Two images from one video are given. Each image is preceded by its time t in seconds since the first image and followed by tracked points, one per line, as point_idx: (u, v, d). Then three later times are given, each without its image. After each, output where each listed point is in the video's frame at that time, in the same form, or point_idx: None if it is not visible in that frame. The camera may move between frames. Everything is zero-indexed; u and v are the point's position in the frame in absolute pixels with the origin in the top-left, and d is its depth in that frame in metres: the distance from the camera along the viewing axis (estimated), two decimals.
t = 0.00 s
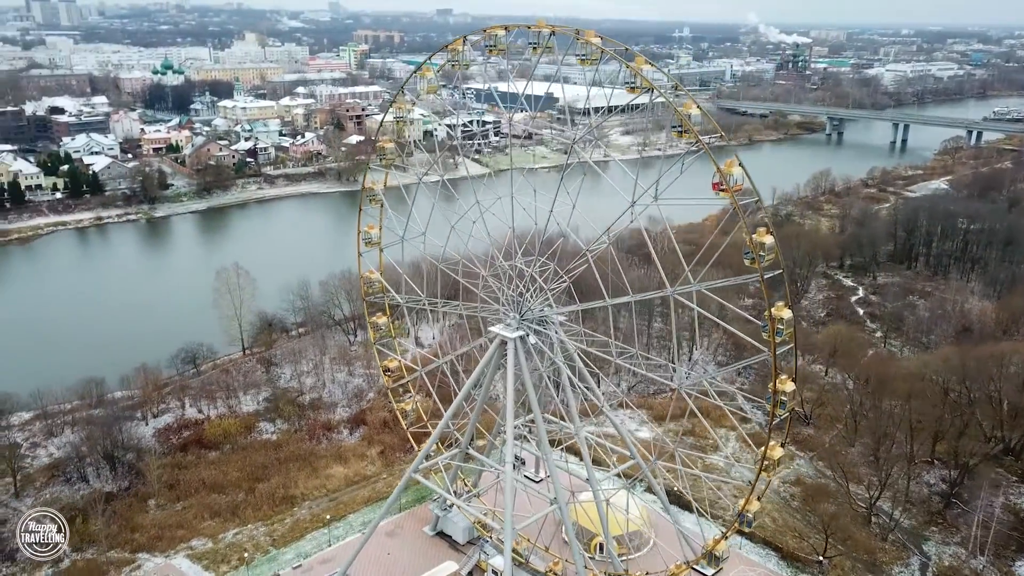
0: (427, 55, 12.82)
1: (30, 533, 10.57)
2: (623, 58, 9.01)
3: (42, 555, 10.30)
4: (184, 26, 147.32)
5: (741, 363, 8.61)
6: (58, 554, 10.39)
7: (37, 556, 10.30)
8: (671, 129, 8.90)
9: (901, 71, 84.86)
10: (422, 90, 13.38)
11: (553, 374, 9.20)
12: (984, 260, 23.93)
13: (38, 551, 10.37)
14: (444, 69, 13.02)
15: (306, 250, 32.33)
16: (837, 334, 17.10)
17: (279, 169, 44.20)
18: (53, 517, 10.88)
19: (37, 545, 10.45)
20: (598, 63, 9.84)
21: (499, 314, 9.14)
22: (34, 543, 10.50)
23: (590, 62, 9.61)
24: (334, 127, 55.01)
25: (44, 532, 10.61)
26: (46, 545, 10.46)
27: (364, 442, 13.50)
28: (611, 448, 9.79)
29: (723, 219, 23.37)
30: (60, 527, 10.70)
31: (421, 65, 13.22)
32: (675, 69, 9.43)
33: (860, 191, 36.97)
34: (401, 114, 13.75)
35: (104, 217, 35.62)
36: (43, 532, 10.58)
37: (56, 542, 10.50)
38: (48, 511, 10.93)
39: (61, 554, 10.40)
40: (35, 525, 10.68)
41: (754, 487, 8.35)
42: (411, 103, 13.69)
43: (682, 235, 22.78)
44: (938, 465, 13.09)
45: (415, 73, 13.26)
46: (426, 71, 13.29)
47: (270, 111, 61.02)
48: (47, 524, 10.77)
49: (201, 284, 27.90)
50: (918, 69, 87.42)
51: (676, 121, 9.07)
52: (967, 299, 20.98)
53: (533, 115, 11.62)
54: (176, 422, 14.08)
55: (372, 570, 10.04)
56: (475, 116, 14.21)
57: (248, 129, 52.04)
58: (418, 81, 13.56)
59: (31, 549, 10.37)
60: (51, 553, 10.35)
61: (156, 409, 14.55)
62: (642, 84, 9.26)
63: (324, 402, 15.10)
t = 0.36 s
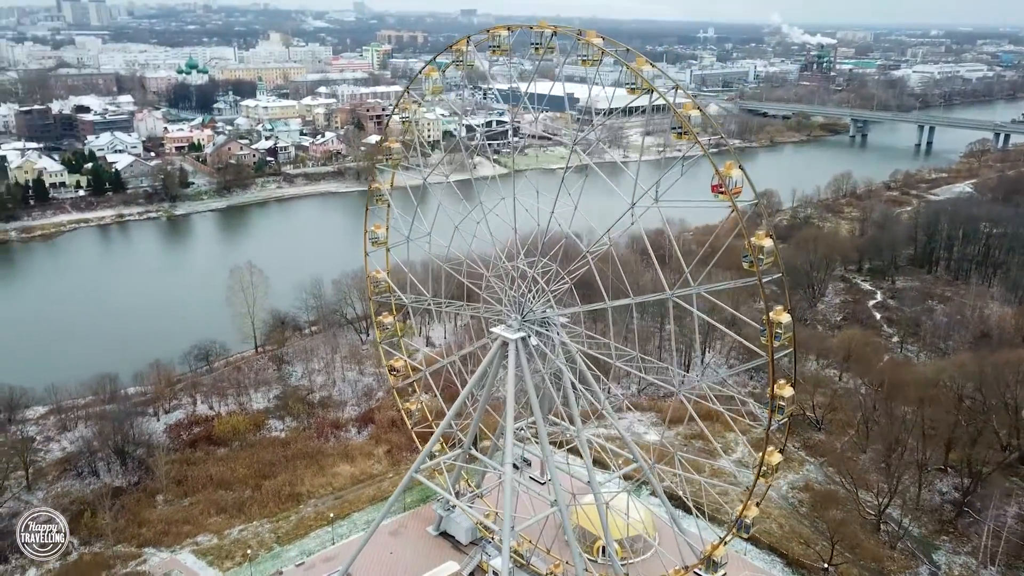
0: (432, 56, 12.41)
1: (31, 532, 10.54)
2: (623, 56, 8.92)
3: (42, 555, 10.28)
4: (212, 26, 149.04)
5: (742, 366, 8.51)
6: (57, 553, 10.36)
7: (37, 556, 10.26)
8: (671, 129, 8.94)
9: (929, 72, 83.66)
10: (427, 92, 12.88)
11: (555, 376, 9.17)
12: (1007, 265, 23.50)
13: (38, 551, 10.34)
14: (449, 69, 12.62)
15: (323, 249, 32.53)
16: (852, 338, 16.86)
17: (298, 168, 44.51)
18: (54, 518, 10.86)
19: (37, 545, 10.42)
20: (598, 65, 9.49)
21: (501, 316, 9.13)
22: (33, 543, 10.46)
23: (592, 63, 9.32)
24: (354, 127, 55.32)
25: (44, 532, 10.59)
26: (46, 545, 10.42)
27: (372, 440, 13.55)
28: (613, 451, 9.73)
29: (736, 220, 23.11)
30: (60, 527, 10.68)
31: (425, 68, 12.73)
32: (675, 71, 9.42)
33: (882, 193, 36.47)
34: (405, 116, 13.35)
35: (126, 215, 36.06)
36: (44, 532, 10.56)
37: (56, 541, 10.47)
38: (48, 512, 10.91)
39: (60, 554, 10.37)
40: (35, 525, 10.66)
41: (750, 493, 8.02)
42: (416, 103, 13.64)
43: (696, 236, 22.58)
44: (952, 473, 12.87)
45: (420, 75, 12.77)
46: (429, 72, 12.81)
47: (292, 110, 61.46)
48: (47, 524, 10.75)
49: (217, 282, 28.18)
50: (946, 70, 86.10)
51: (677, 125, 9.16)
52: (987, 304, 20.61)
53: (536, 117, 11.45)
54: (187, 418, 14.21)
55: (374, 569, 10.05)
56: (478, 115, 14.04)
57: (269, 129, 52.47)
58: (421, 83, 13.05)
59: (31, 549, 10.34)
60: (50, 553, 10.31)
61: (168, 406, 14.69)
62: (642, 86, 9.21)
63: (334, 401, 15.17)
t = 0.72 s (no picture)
0: (436, 57, 12.69)
1: (31, 532, 10.59)
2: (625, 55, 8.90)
3: (44, 552, 10.34)
4: (237, 26, 150.30)
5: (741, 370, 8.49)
6: (56, 553, 10.40)
7: (37, 555, 10.30)
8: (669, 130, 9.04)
9: (957, 73, 82.28)
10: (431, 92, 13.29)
11: (557, 375, 9.15)
12: None
13: (38, 549, 10.40)
14: (452, 69, 12.90)
15: (340, 247, 32.68)
16: (867, 344, 16.62)
17: (317, 168, 44.77)
18: (55, 518, 10.92)
19: (37, 544, 10.46)
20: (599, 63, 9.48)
21: (503, 316, 9.12)
22: (33, 543, 10.51)
23: (593, 62, 9.28)
24: (374, 126, 55.52)
25: (44, 532, 10.64)
26: (46, 544, 10.48)
27: (379, 438, 13.62)
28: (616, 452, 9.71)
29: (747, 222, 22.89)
30: (61, 527, 10.75)
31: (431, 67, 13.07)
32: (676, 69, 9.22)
33: (904, 196, 35.98)
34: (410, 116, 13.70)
35: (146, 212, 36.49)
36: (44, 532, 10.61)
37: (56, 541, 10.54)
38: (48, 512, 10.96)
39: (60, 553, 10.42)
40: (36, 525, 10.71)
41: (746, 497, 8.04)
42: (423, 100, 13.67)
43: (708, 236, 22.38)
44: (964, 480, 12.70)
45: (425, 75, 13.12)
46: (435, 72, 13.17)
47: (312, 110, 61.81)
48: (47, 524, 10.81)
49: (229, 280, 28.31)
50: (975, 72, 84.63)
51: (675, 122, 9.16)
52: (1007, 309, 20.26)
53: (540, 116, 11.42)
54: (198, 414, 14.35)
55: (376, 567, 10.07)
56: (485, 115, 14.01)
57: (290, 127, 52.83)
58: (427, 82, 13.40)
59: (31, 548, 10.39)
60: (49, 552, 10.35)
61: (180, 401, 14.85)
62: (643, 85, 8.97)
63: (343, 398, 15.27)
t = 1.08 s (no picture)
0: (440, 56, 12.58)
1: (30, 533, 10.58)
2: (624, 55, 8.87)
3: (43, 552, 10.35)
4: (262, 26, 151.63)
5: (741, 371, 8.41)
6: (55, 553, 10.40)
7: (36, 556, 10.28)
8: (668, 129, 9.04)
9: (985, 75, 80.98)
10: (436, 92, 13.25)
11: (558, 374, 9.16)
12: None
13: (38, 550, 10.39)
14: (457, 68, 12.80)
15: (356, 245, 32.80)
16: (880, 348, 16.43)
17: (336, 166, 45.05)
18: (54, 518, 10.91)
19: (37, 544, 10.47)
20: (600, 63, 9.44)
21: (505, 314, 9.15)
22: (33, 543, 10.51)
23: (594, 62, 9.26)
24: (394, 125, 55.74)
25: (44, 532, 10.64)
26: (45, 545, 10.48)
27: (386, 436, 13.69)
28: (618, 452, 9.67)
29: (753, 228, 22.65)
30: (60, 527, 10.74)
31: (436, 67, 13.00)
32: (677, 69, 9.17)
33: (926, 199, 35.51)
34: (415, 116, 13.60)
35: (167, 209, 36.93)
36: (43, 532, 10.60)
37: (55, 542, 10.53)
38: (47, 511, 10.94)
39: (59, 553, 10.40)
40: (35, 525, 10.70)
41: (742, 501, 7.93)
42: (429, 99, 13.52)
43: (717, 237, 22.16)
44: (976, 487, 12.51)
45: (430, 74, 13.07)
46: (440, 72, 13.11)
47: (333, 109, 62.17)
48: (47, 523, 10.80)
49: (238, 279, 28.38)
50: (1004, 73, 83.28)
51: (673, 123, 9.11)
52: None
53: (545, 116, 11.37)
54: (209, 409, 14.51)
55: (379, 562, 10.14)
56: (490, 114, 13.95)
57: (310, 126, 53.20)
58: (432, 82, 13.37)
59: (31, 548, 10.39)
60: (49, 553, 10.35)
61: (192, 396, 15.03)
62: (642, 85, 8.91)
63: (353, 395, 15.37)
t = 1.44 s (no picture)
0: (445, 55, 12.11)
1: (31, 532, 10.48)
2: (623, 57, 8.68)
3: (43, 553, 10.23)
4: (286, 24, 152.82)
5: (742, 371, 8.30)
6: (55, 554, 10.28)
7: (37, 556, 10.17)
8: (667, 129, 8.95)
9: (1013, 75, 79.71)
10: (441, 91, 12.66)
11: (560, 374, 9.16)
12: None
13: (39, 550, 10.28)
14: (463, 66, 12.28)
15: (373, 243, 32.90)
16: (894, 351, 16.20)
17: (355, 164, 45.30)
18: (54, 518, 10.82)
19: (37, 545, 10.36)
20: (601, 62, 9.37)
21: (507, 313, 9.17)
22: (33, 543, 10.41)
23: (595, 61, 9.21)
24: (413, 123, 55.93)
25: (44, 532, 10.53)
26: (45, 545, 10.37)
27: (394, 433, 13.76)
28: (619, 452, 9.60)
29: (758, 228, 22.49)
30: (60, 527, 10.64)
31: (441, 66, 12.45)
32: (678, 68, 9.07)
33: (948, 201, 35.03)
34: (420, 115, 13.01)
35: (187, 206, 37.32)
36: (43, 532, 10.50)
37: (55, 542, 10.42)
38: (48, 511, 10.85)
39: (59, 553, 10.28)
40: (35, 525, 10.61)
41: (737, 503, 7.81)
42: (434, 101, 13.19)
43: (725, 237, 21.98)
44: (988, 493, 12.32)
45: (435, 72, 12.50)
46: (446, 69, 12.54)
47: (354, 107, 62.48)
48: (47, 523, 10.70)
49: (246, 278, 28.31)
50: None
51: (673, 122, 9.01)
52: None
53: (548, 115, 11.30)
54: (220, 404, 14.66)
55: (381, 559, 10.18)
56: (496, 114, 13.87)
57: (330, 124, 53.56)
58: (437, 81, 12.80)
59: (31, 549, 10.28)
60: (50, 553, 10.23)
61: (204, 391, 15.20)
62: (641, 85, 8.81)
63: (362, 392, 15.45)
